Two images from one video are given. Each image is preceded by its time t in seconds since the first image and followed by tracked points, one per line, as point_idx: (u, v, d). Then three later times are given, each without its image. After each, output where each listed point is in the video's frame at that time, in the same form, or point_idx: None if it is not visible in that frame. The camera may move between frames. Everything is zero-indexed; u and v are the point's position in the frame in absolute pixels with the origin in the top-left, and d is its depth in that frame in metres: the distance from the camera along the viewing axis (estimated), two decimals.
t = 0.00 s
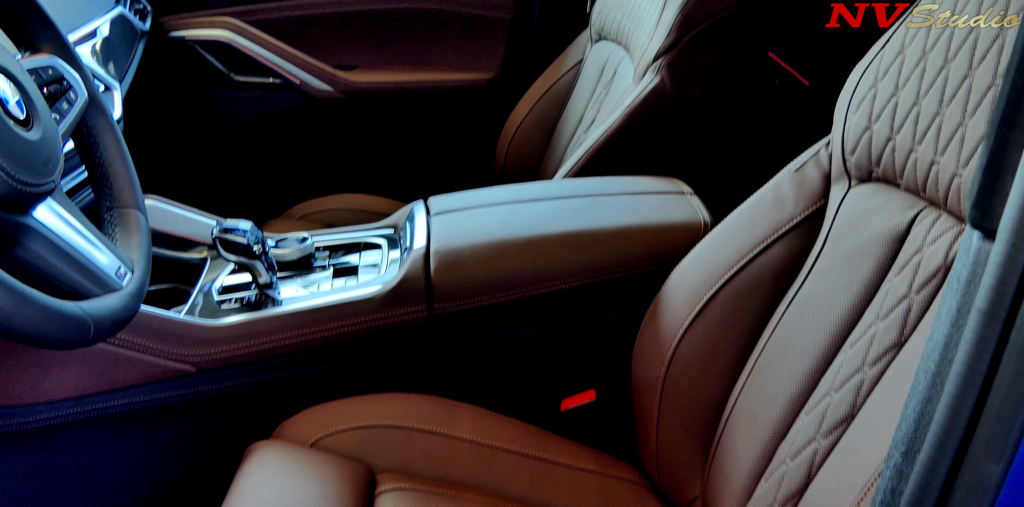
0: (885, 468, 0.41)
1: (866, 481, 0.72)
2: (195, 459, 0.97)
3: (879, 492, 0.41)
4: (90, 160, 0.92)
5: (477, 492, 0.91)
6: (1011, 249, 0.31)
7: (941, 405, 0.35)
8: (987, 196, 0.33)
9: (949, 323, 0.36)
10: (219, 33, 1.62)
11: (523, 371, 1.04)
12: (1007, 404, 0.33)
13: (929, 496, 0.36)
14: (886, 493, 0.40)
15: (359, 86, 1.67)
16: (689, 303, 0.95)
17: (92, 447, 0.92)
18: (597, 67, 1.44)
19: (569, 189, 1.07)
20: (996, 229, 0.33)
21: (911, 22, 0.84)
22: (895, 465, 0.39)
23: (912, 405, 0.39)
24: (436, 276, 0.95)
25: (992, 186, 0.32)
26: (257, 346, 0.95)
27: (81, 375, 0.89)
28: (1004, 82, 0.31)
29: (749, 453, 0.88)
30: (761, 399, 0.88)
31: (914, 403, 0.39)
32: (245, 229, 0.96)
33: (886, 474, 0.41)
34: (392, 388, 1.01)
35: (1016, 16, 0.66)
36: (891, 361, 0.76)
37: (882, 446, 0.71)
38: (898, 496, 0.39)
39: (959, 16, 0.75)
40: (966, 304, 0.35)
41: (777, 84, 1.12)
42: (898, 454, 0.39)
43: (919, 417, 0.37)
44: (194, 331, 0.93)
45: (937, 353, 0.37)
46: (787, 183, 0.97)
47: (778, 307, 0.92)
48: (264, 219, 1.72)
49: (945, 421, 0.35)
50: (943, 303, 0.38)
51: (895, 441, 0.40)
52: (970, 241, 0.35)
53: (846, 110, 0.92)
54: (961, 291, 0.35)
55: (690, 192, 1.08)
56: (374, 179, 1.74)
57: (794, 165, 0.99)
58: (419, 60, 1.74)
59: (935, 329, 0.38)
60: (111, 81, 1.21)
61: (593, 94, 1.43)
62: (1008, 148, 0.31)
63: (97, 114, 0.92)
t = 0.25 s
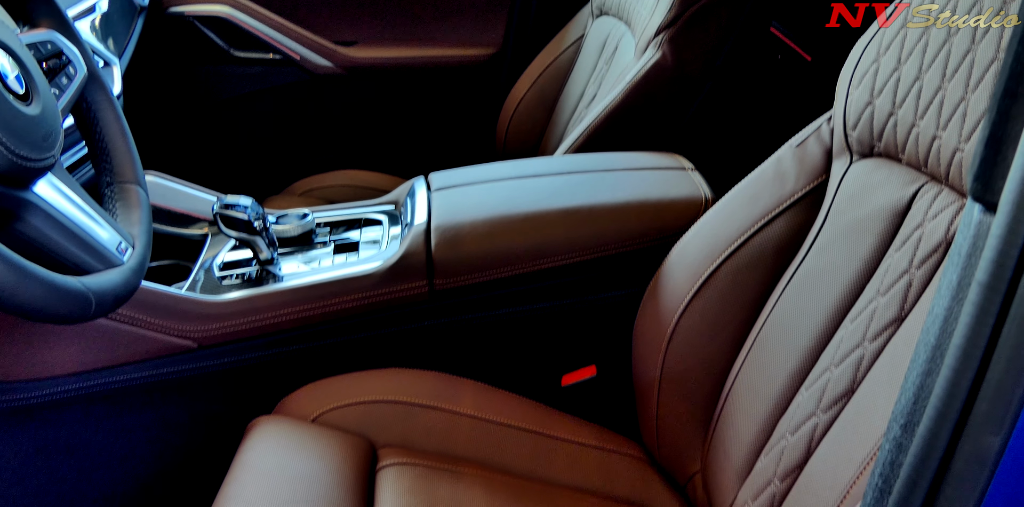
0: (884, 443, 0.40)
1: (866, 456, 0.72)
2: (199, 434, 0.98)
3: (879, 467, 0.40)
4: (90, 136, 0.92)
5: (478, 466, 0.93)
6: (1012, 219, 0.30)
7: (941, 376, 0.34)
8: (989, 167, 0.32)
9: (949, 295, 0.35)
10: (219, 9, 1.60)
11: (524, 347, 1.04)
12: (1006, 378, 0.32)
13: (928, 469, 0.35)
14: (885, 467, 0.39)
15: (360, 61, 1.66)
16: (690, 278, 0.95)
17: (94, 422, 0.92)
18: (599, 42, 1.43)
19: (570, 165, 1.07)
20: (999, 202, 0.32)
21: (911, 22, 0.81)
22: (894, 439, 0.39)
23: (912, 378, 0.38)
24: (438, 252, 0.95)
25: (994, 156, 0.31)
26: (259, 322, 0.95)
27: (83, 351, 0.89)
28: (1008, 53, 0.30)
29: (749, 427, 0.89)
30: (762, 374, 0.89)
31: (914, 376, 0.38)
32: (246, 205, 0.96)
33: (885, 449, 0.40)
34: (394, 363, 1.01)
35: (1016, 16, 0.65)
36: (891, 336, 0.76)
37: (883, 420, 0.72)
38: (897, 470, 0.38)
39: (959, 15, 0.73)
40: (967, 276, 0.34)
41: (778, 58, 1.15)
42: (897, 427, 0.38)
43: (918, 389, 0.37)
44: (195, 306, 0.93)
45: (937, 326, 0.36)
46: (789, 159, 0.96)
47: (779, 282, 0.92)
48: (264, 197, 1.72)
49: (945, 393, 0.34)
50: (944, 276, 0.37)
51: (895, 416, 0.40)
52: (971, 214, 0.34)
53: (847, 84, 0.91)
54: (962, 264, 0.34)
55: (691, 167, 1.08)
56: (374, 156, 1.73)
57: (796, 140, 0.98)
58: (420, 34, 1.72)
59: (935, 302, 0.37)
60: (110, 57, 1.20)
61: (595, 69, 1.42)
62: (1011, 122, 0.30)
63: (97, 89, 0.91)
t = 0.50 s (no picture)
0: (884, 420, 0.38)
1: (868, 431, 0.73)
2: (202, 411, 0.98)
3: (879, 445, 0.38)
4: (91, 112, 0.91)
5: (479, 442, 0.94)
6: (1022, 182, 0.28)
7: (945, 349, 0.32)
8: (993, 138, 0.30)
9: (955, 266, 0.33)
10: None
11: (526, 324, 1.04)
12: (1009, 352, 0.30)
13: (930, 445, 0.33)
14: (885, 444, 0.37)
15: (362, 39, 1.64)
16: (692, 255, 0.95)
17: (97, 399, 0.93)
18: (601, 19, 1.42)
19: (572, 142, 1.07)
20: (1005, 175, 0.30)
21: (910, 22, 0.80)
22: (894, 416, 0.36)
23: (914, 353, 0.36)
24: (439, 229, 0.95)
25: (1001, 123, 0.29)
26: (261, 299, 0.95)
27: (85, 327, 0.89)
28: (1018, 21, 0.29)
29: (751, 404, 0.89)
30: (763, 351, 0.89)
31: (916, 349, 0.35)
32: (247, 182, 0.95)
33: (885, 427, 0.38)
34: (396, 340, 1.01)
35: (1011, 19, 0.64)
36: (893, 313, 0.76)
37: (885, 396, 0.72)
38: (898, 447, 0.35)
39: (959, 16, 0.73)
40: (973, 245, 0.32)
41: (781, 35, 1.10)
42: (898, 402, 0.36)
43: (921, 363, 0.35)
44: (197, 283, 0.93)
45: (940, 301, 0.34)
46: (792, 135, 0.96)
47: (781, 259, 0.92)
48: (266, 175, 1.72)
49: (949, 365, 0.32)
50: (949, 247, 0.35)
51: (896, 392, 0.37)
52: (976, 189, 0.32)
53: (851, 61, 0.91)
54: (966, 236, 0.32)
55: (693, 144, 1.08)
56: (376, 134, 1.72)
57: (799, 117, 0.98)
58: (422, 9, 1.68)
59: (940, 274, 0.35)
60: (110, 33, 1.19)
61: (597, 46, 1.41)
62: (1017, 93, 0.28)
63: (97, 65, 0.91)
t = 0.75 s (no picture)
0: (887, 396, 0.40)
1: (869, 409, 0.73)
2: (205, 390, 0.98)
3: (881, 421, 0.40)
4: (92, 90, 0.92)
5: (482, 421, 0.95)
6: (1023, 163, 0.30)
7: (949, 324, 0.34)
8: (998, 115, 0.31)
9: (958, 244, 0.35)
10: None
11: (528, 303, 1.04)
12: (1013, 327, 0.32)
13: (933, 419, 0.35)
14: (888, 419, 0.38)
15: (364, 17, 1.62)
16: (694, 234, 0.95)
17: (101, 379, 0.93)
18: None
19: (574, 121, 1.06)
20: (1009, 151, 0.32)
21: (910, 22, 0.80)
22: (898, 391, 0.38)
23: (917, 330, 0.38)
24: (441, 208, 0.95)
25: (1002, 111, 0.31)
26: (262, 278, 0.95)
27: (87, 307, 0.89)
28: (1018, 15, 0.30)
29: (752, 382, 0.90)
30: (765, 330, 0.89)
31: (919, 327, 0.37)
32: (248, 161, 0.95)
33: (888, 405, 0.40)
34: (399, 319, 1.01)
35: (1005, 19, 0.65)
36: (895, 291, 0.76)
37: (887, 374, 0.72)
38: (901, 422, 0.37)
39: (960, 16, 0.72)
40: (976, 223, 0.34)
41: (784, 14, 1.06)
42: (902, 378, 0.38)
43: (925, 339, 0.36)
44: (198, 263, 0.93)
45: (944, 276, 0.36)
46: (794, 114, 0.95)
47: (783, 238, 0.92)
48: (267, 156, 1.71)
49: (952, 340, 0.34)
50: (951, 229, 0.37)
51: (898, 369, 0.39)
52: (979, 165, 0.34)
53: (855, 38, 0.90)
54: (970, 214, 0.34)
55: (695, 123, 1.07)
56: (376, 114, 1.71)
57: (802, 95, 0.97)
58: None
59: (942, 253, 0.37)
60: (110, 12, 1.18)
61: (598, 26, 1.40)
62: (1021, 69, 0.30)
63: (97, 43, 0.91)
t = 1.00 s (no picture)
0: (891, 377, 0.39)
1: (873, 391, 0.73)
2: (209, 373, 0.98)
3: (885, 403, 0.39)
4: (93, 72, 0.91)
5: (485, 404, 0.95)
6: None
7: (955, 305, 0.33)
8: (1006, 96, 0.30)
9: (965, 224, 0.34)
10: None
11: (530, 286, 1.04)
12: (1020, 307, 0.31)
13: (939, 399, 0.34)
14: (893, 400, 0.38)
15: None
16: (697, 217, 0.95)
17: (103, 362, 0.93)
18: None
19: (576, 103, 1.06)
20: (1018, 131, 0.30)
21: (910, 22, 0.79)
22: (903, 371, 0.37)
23: (922, 310, 0.37)
24: (443, 191, 0.95)
25: (1010, 90, 0.29)
26: (265, 261, 0.95)
27: (90, 289, 0.89)
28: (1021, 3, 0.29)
29: (755, 365, 0.90)
30: (767, 312, 0.89)
31: (924, 308, 0.37)
32: (250, 143, 0.95)
33: (892, 385, 0.39)
34: (401, 302, 1.01)
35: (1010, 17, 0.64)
36: (899, 274, 0.76)
37: (891, 356, 0.72)
38: (907, 403, 0.37)
39: (960, 16, 0.72)
40: (984, 203, 0.33)
41: None
42: (907, 359, 0.37)
43: (931, 319, 0.36)
44: (200, 246, 0.93)
45: (950, 256, 0.35)
46: (798, 96, 0.95)
47: (786, 221, 0.92)
48: (267, 140, 1.71)
49: (958, 322, 0.33)
50: (958, 207, 0.36)
51: (903, 350, 0.39)
52: (986, 144, 0.33)
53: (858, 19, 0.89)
54: (977, 192, 0.33)
55: (698, 106, 1.07)
56: (377, 98, 1.71)
57: (805, 77, 0.97)
58: None
59: (948, 233, 0.36)
60: None
61: (600, 8, 1.39)
62: None
63: (98, 24, 0.91)
